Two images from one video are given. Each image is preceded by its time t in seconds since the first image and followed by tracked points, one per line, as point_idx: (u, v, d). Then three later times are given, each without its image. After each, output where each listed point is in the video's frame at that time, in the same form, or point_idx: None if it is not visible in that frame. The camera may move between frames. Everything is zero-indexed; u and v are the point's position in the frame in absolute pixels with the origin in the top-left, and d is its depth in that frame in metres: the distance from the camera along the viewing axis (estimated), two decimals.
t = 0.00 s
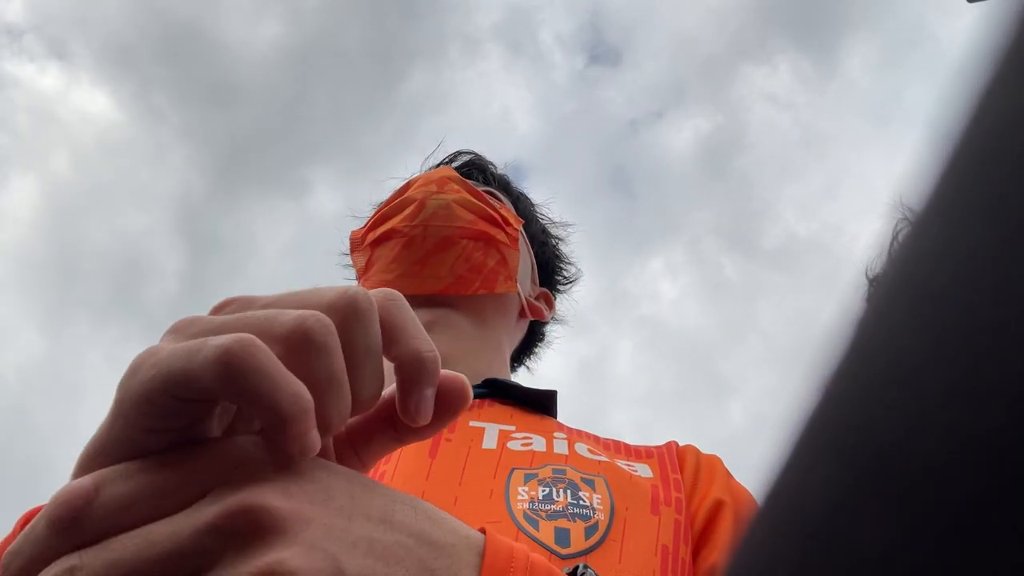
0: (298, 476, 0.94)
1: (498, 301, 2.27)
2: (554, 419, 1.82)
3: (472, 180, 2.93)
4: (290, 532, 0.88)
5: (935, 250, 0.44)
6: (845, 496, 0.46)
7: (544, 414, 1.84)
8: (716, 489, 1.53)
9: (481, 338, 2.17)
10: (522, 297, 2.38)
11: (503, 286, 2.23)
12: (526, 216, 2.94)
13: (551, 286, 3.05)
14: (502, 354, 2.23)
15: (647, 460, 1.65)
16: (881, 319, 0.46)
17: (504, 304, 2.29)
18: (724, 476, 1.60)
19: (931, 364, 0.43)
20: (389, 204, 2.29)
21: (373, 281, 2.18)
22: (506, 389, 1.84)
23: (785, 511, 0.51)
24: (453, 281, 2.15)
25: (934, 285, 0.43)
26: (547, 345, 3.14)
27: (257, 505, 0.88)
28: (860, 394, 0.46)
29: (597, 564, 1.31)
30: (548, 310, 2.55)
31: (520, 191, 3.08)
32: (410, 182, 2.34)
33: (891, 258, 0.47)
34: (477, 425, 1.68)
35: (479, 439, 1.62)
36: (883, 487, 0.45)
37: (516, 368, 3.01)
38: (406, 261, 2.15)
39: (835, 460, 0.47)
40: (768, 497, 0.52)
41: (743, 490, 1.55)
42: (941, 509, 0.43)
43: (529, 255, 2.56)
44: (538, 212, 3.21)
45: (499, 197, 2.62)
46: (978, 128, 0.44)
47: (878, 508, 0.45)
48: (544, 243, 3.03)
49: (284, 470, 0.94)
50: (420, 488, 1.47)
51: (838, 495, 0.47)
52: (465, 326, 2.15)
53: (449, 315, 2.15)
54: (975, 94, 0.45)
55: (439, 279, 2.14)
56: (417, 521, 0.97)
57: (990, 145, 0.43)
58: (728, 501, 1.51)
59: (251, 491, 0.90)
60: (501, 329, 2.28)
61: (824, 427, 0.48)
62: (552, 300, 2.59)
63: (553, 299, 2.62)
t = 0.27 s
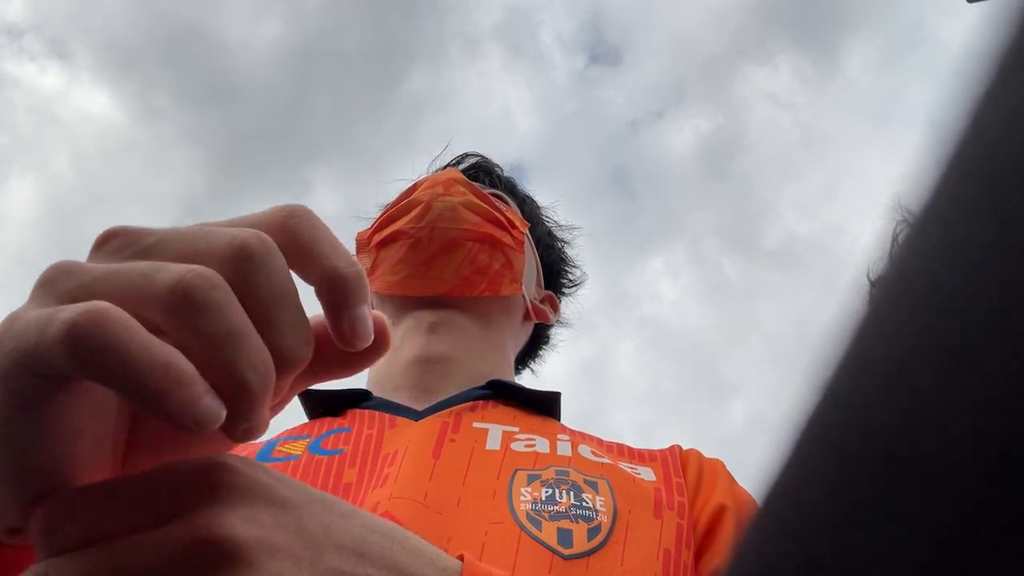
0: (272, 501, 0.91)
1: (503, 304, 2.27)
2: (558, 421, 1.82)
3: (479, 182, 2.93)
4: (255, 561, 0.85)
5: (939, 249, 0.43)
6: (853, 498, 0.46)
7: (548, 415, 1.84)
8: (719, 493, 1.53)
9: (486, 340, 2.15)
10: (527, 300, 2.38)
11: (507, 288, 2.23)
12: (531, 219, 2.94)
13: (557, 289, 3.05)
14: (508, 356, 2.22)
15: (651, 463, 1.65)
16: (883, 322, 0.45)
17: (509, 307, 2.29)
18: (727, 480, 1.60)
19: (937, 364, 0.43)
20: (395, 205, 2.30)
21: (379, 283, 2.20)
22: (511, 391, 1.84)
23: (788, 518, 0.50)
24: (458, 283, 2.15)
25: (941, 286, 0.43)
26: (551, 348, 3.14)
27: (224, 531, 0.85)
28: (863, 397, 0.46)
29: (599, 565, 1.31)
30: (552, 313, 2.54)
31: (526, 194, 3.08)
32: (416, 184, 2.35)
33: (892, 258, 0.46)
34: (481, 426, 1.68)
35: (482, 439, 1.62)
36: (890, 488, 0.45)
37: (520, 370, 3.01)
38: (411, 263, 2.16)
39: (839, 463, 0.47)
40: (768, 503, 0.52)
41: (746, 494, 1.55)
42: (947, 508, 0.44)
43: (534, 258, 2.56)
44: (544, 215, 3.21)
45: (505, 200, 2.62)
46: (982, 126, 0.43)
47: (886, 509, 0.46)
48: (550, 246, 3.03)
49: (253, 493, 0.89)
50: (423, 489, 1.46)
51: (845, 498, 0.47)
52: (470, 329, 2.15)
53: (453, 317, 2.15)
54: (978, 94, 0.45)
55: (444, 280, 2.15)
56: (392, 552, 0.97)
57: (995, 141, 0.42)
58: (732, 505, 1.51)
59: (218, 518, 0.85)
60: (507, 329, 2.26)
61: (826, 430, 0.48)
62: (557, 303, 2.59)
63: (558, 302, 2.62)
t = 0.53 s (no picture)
0: (261, 498, 0.94)
1: (509, 307, 2.26)
2: (560, 423, 1.81)
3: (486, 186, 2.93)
4: (242, 555, 0.87)
5: (940, 253, 0.43)
6: (851, 496, 0.47)
7: (550, 418, 1.83)
8: (720, 495, 1.53)
9: (490, 343, 2.15)
10: (533, 304, 2.37)
11: (514, 293, 2.21)
12: (537, 223, 2.94)
13: (562, 293, 3.04)
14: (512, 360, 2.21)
15: (652, 463, 1.66)
16: (885, 324, 0.45)
17: (515, 310, 2.28)
18: (729, 482, 1.59)
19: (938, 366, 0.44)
20: (403, 209, 2.31)
21: (386, 285, 2.21)
22: (513, 392, 1.84)
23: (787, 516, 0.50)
24: (465, 286, 2.15)
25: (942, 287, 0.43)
26: (556, 353, 3.14)
27: (209, 524, 0.87)
28: (864, 399, 0.46)
29: (597, 565, 1.31)
30: (557, 317, 2.54)
31: (533, 198, 3.08)
32: (424, 188, 2.37)
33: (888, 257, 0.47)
34: (482, 425, 1.69)
35: (483, 438, 1.63)
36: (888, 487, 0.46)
37: (525, 374, 3.01)
38: (419, 266, 2.17)
39: (838, 462, 0.47)
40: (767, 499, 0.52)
41: (747, 496, 1.55)
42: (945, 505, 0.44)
43: (540, 261, 2.56)
44: (551, 220, 3.21)
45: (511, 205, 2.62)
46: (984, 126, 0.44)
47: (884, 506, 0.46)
48: (556, 251, 3.02)
49: (237, 488, 0.94)
50: (421, 492, 1.45)
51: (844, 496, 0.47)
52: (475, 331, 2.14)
53: (459, 319, 2.14)
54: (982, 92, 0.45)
55: (450, 284, 2.14)
56: (384, 550, 0.96)
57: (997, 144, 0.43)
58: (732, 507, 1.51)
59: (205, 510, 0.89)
60: (511, 335, 2.24)
61: (824, 430, 0.48)
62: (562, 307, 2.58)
63: (564, 306, 2.62)
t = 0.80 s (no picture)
0: (264, 492, 0.94)
1: (516, 311, 2.26)
2: (562, 425, 1.82)
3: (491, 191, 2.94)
4: (245, 548, 0.87)
5: (937, 252, 0.50)
6: (854, 467, 0.53)
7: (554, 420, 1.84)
8: (722, 496, 1.54)
9: (496, 345, 2.15)
10: (538, 308, 2.38)
11: (520, 298, 2.23)
12: (543, 228, 2.95)
13: (565, 297, 3.04)
14: (516, 362, 2.20)
15: (655, 464, 1.66)
16: (888, 312, 0.52)
17: (521, 314, 2.28)
18: (731, 484, 1.60)
19: (937, 351, 0.50)
20: (411, 213, 2.30)
21: (393, 288, 2.20)
22: (515, 393, 1.84)
23: (794, 489, 0.56)
24: (472, 291, 2.15)
25: (938, 281, 0.50)
26: (558, 356, 3.14)
27: (213, 518, 0.87)
28: (871, 379, 0.53)
29: (595, 564, 1.31)
30: (562, 322, 2.55)
31: (538, 203, 3.08)
32: (431, 193, 2.35)
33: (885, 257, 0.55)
34: (484, 424, 1.69)
35: (484, 434, 1.64)
36: (888, 459, 0.52)
37: (528, 378, 3.01)
38: (427, 272, 2.17)
39: (843, 437, 0.54)
40: (777, 476, 0.58)
41: (749, 497, 1.55)
42: (939, 478, 0.50)
43: (545, 266, 2.56)
44: (556, 225, 3.21)
45: (517, 210, 2.62)
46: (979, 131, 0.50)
47: (884, 477, 0.52)
48: (560, 256, 3.03)
49: (240, 483, 0.94)
50: (419, 493, 1.44)
51: (847, 468, 0.54)
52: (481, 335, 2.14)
53: (468, 324, 2.14)
54: (979, 100, 0.51)
55: (458, 289, 2.15)
56: (388, 542, 0.94)
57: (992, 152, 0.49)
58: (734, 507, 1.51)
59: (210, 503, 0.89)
60: (517, 340, 2.23)
61: (831, 407, 0.55)
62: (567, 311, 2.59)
63: (568, 310, 2.62)
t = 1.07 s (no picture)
0: (255, 507, 0.94)
1: (520, 313, 2.26)
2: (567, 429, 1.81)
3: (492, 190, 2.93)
4: (237, 565, 0.88)
5: (936, 252, 0.51)
6: (854, 467, 0.53)
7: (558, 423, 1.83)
8: (724, 501, 1.54)
9: (498, 348, 2.15)
10: (540, 309, 2.38)
11: (524, 300, 2.23)
12: (544, 227, 2.94)
13: (566, 295, 3.04)
14: (520, 363, 2.21)
15: (657, 466, 1.66)
16: (888, 312, 0.52)
17: (524, 315, 2.28)
18: (733, 490, 1.60)
19: (938, 351, 0.50)
20: (415, 215, 2.29)
21: (398, 292, 2.20)
22: (517, 393, 1.84)
23: (794, 489, 0.56)
24: (477, 296, 2.15)
25: (937, 281, 0.51)
26: (558, 354, 3.14)
27: (204, 536, 0.87)
28: (871, 378, 0.53)
29: (590, 561, 1.31)
30: (563, 321, 2.54)
31: (538, 201, 3.08)
32: (434, 196, 2.34)
33: (885, 258, 0.55)
34: (487, 422, 1.69)
35: (486, 431, 1.63)
36: (888, 459, 0.52)
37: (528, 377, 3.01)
38: (431, 276, 2.16)
39: (843, 437, 0.54)
40: (777, 476, 0.58)
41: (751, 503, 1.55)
42: (939, 477, 0.50)
43: (548, 266, 2.56)
44: (556, 224, 3.21)
45: (519, 210, 2.61)
46: (980, 130, 0.50)
47: (884, 476, 0.52)
48: (561, 254, 3.02)
49: (229, 500, 0.94)
50: (422, 492, 1.44)
51: (847, 466, 0.54)
52: (484, 339, 2.14)
53: (471, 328, 2.14)
54: (981, 98, 0.51)
55: (463, 294, 2.14)
56: (382, 551, 0.94)
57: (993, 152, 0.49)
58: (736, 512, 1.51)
59: (199, 521, 0.89)
60: (519, 341, 2.24)
61: (831, 407, 0.55)
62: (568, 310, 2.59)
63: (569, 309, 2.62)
